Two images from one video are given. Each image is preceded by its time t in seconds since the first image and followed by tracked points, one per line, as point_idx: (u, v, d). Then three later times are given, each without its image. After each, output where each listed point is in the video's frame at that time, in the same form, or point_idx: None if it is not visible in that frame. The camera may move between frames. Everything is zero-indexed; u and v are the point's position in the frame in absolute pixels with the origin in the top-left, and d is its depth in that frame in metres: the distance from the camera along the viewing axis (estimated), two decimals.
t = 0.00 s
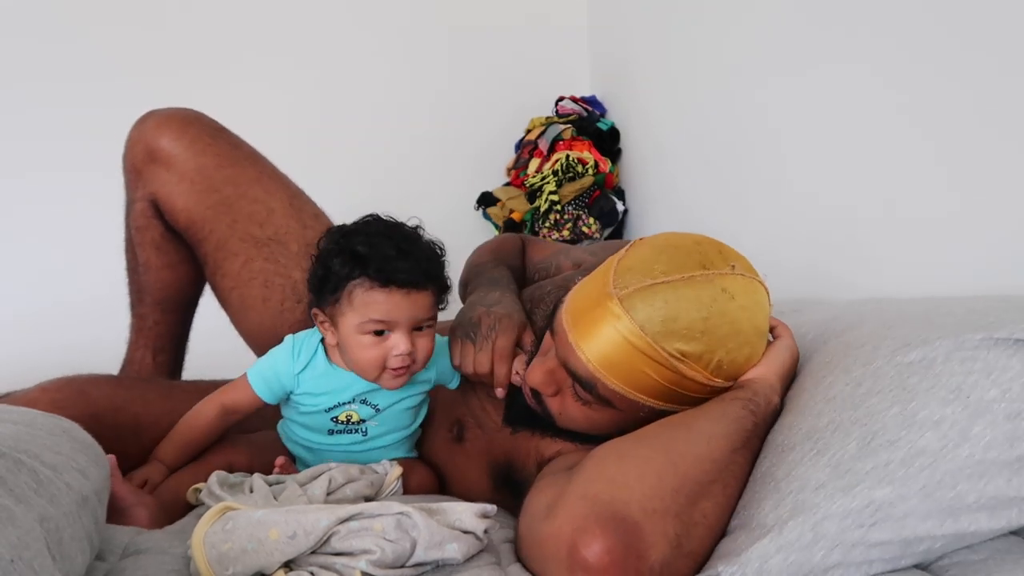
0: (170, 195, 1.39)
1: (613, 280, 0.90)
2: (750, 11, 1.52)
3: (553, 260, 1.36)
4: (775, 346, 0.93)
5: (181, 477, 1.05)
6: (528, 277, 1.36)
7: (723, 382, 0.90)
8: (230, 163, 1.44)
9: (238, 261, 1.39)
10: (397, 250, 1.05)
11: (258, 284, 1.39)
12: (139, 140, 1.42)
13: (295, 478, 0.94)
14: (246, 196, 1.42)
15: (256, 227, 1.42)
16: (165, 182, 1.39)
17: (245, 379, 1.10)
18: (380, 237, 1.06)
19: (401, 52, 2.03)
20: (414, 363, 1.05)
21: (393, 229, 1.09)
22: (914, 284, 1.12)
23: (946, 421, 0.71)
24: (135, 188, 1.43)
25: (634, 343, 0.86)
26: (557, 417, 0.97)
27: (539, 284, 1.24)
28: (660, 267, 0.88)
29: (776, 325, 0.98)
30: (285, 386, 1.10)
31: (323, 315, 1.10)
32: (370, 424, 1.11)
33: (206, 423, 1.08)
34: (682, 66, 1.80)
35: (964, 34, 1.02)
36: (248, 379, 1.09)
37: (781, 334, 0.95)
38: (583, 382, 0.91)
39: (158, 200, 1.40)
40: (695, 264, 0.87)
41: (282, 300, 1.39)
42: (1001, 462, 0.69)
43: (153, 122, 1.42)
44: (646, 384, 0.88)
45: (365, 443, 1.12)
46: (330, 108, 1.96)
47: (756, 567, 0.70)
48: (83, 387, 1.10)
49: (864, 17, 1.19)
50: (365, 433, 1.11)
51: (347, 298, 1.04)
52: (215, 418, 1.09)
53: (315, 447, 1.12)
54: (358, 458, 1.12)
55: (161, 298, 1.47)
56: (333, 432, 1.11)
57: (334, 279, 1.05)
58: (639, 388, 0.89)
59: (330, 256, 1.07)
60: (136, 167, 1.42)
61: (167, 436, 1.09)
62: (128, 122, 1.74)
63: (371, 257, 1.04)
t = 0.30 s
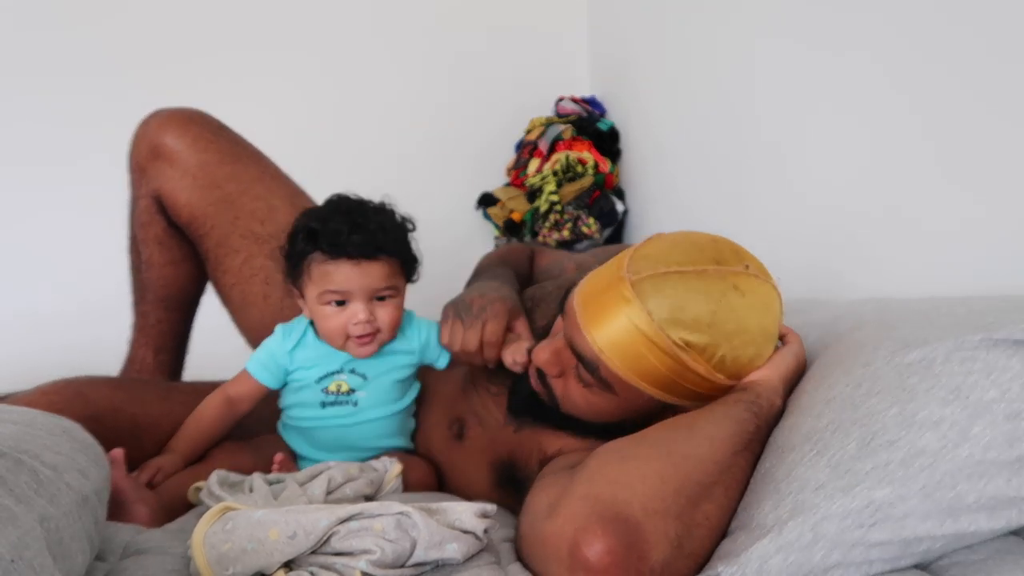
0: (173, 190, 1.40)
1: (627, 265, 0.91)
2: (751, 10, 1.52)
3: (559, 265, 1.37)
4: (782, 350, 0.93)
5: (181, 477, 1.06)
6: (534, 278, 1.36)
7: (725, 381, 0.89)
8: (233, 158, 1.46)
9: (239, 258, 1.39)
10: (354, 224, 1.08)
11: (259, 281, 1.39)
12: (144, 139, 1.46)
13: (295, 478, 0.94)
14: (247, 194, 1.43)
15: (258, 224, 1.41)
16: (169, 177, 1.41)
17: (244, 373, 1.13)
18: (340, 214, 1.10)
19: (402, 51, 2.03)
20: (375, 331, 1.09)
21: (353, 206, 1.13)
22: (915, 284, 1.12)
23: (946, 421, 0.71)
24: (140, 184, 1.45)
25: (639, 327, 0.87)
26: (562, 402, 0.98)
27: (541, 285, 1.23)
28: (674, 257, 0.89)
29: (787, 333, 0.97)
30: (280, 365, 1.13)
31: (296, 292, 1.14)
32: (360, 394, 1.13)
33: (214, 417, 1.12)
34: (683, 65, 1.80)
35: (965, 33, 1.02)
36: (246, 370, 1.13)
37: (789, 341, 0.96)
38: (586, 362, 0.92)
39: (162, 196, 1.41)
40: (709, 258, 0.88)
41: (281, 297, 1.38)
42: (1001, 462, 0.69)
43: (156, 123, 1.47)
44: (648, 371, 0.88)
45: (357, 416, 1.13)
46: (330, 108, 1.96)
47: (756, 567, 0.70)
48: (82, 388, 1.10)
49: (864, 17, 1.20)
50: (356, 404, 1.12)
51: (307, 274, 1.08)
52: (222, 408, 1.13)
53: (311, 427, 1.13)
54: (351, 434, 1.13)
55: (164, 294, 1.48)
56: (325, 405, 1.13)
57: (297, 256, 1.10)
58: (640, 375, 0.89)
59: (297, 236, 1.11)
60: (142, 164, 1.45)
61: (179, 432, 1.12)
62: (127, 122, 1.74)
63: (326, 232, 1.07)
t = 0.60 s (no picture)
0: (175, 189, 1.40)
1: (657, 242, 0.93)
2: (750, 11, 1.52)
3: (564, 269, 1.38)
4: (791, 356, 0.93)
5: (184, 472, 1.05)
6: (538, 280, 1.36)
7: (729, 372, 0.90)
8: (235, 158, 1.46)
9: (240, 258, 1.39)
10: (344, 217, 1.12)
11: (260, 281, 1.39)
12: (146, 139, 1.46)
13: (295, 478, 0.94)
14: (249, 194, 1.43)
15: (258, 224, 1.41)
16: (171, 177, 1.41)
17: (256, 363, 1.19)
18: (332, 208, 1.14)
19: (402, 51, 2.03)
20: (366, 318, 1.12)
21: (345, 200, 1.17)
22: (915, 284, 1.12)
23: (945, 421, 0.71)
24: (142, 184, 1.45)
25: (655, 299, 0.88)
26: (570, 375, 0.98)
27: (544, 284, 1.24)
28: (704, 242, 0.90)
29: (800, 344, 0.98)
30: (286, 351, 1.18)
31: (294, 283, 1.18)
32: (357, 371, 1.15)
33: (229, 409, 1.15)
34: (682, 65, 1.80)
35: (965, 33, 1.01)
36: (258, 361, 1.19)
37: (799, 348, 0.96)
38: (599, 329, 0.93)
39: (163, 196, 1.41)
40: (737, 250, 0.89)
41: (282, 298, 1.38)
42: (1000, 462, 0.69)
43: (158, 123, 1.48)
44: (654, 345, 0.89)
45: (352, 393, 1.14)
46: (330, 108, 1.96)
47: (756, 566, 0.70)
48: (82, 389, 1.10)
49: (864, 18, 1.20)
50: (352, 380, 1.14)
51: (300, 265, 1.12)
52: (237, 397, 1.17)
53: (309, 406, 1.15)
54: (346, 411, 1.13)
55: (165, 294, 1.49)
56: (323, 382, 1.15)
57: (293, 248, 1.14)
58: (646, 347, 0.90)
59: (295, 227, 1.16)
60: (143, 164, 1.45)
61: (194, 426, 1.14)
62: (128, 122, 1.74)
63: (319, 224, 1.12)
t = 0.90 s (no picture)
0: (174, 191, 1.39)
1: (656, 239, 0.93)
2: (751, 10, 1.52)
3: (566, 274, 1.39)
4: (788, 354, 0.93)
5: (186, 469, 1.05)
6: (537, 280, 1.37)
7: (729, 371, 0.90)
8: (236, 159, 1.44)
9: (240, 259, 1.39)
10: (336, 224, 1.07)
11: (260, 282, 1.39)
12: (145, 138, 1.42)
13: (295, 478, 0.94)
14: (250, 194, 1.43)
15: (259, 224, 1.41)
16: (171, 179, 1.39)
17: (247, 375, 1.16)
18: (323, 214, 1.09)
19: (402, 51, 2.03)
20: (359, 329, 1.08)
21: (338, 204, 1.12)
22: (915, 285, 1.12)
23: (945, 420, 0.71)
24: (140, 185, 1.43)
25: (655, 296, 0.89)
26: (567, 374, 0.98)
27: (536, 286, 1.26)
28: (703, 240, 0.91)
29: (796, 342, 0.98)
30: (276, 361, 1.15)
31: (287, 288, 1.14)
32: (351, 382, 1.12)
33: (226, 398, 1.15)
34: (683, 65, 1.80)
35: (967, 33, 1.01)
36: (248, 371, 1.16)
37: (796, 347, 0.96)
38: (598, 327, 0.93)
39: (162, 198, 1.40)
40: (736, 248, 0.90)
41: (283, 298, 1.38)
42: (1000, 461, 0.69)
43: (158, 121, 1.42)
44: (655, 342, 0.89)
45: (349, 404, 1.12)
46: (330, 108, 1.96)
47: (756, 566, 0.70)
48: (83, 389, 1.10)
49: (864, 20, 1.20)
50: (347, 391, 1.12)
51: (292, 273, 1.08)
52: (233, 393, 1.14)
53: (306, 416, 1.13)
54: (344, 422, 1.12)
55: (165, 296, 1.48)
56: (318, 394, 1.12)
57: (284, 255, 1.09)
58: (646, 344, 0.90)
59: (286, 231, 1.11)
60: (141, 165, 1.42)
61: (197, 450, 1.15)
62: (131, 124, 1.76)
63: (309, 232, 1.07)
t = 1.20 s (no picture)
0: (173, 193, 1.39)
1: (641, 245, 0.92)
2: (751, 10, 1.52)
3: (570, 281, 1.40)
4: (781, 348, 0.93)
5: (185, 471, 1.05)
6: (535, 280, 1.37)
7: (726, 370, 0.90)
8: (235, 159, 1.43)
9: (239, 260, 1.39)
10: (322, 238, 1.06)
11: (259, 283, 1.39)
12: (142, 139, 1.41)
13: (295, 478, 0.94)
14: (248, 195, 1.42)
15: (258, 226, 1.41)
16: (168, 180, 1.39)
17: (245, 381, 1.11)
18: (311, 226, 1.08)
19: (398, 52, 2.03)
20: (349, 344, 1.07)
21: (327, 214, 1.10)
22: (915, 285, 1.12)
23: (946, 420, 0.71)
24: (138, 187, 1.42)
25: (647, 304, 0.88)
26: (562, 391, 0.97)
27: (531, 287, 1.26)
28: (688, 241, 0.91)
29: (786, 334, 0.98)
30: (278, 365, 1.11)
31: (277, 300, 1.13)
32: (353, 390, 1.12)
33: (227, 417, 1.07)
34: (683, 65, 1.80)
35: (966, 32, 1.01)
36: (250, 375, 1.11)
37: (787, 340, 0.96)
38: (592, 343, 0.93)
39: (161, 200, 1.40)
40: (721, 247, 0.89)
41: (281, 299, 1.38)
42: (1001, 462, 0.69)
43: (158, 120, 1.42)
44: (651, 350, 0.89)
45: (350, 413, 1.12)
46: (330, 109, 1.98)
47: (756, 566, 0.70)
48: (83, 389, 1.10)
49: (864, 20, 1.20)
50: (349, 400, 1.12)
51: (280, 288, 1.07)
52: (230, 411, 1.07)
53: (305, 424, 1.13)
54: (345, 431, 1.12)
55: (163, 299, 1.47)
56: (320, 404, 1.12)
57: (272, 268, 1.08)
58: (643, 353, 0.90)
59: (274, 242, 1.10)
60: (139, 166, 1.42)
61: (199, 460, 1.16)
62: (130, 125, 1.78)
63: (296, 246, 1.06)
